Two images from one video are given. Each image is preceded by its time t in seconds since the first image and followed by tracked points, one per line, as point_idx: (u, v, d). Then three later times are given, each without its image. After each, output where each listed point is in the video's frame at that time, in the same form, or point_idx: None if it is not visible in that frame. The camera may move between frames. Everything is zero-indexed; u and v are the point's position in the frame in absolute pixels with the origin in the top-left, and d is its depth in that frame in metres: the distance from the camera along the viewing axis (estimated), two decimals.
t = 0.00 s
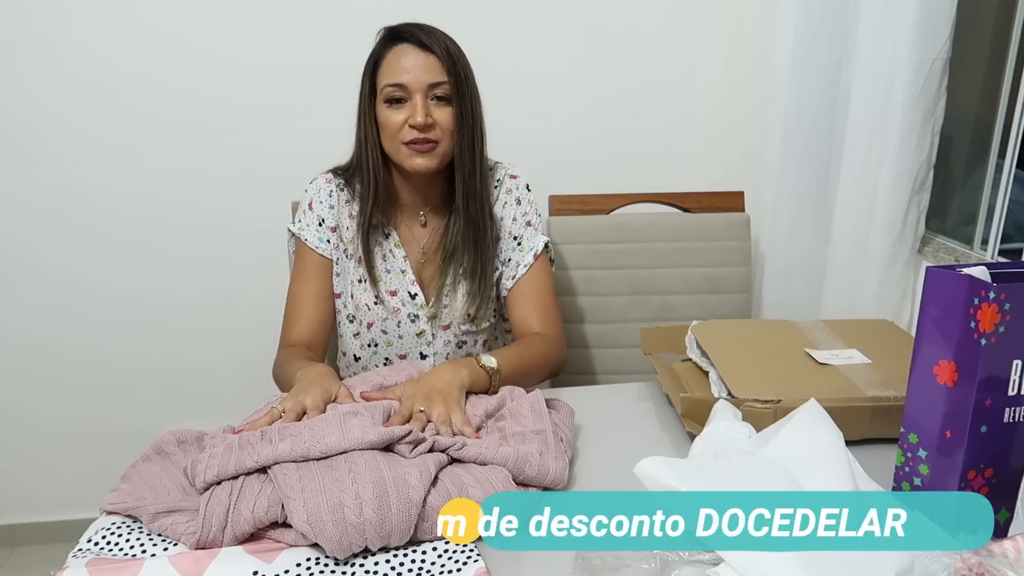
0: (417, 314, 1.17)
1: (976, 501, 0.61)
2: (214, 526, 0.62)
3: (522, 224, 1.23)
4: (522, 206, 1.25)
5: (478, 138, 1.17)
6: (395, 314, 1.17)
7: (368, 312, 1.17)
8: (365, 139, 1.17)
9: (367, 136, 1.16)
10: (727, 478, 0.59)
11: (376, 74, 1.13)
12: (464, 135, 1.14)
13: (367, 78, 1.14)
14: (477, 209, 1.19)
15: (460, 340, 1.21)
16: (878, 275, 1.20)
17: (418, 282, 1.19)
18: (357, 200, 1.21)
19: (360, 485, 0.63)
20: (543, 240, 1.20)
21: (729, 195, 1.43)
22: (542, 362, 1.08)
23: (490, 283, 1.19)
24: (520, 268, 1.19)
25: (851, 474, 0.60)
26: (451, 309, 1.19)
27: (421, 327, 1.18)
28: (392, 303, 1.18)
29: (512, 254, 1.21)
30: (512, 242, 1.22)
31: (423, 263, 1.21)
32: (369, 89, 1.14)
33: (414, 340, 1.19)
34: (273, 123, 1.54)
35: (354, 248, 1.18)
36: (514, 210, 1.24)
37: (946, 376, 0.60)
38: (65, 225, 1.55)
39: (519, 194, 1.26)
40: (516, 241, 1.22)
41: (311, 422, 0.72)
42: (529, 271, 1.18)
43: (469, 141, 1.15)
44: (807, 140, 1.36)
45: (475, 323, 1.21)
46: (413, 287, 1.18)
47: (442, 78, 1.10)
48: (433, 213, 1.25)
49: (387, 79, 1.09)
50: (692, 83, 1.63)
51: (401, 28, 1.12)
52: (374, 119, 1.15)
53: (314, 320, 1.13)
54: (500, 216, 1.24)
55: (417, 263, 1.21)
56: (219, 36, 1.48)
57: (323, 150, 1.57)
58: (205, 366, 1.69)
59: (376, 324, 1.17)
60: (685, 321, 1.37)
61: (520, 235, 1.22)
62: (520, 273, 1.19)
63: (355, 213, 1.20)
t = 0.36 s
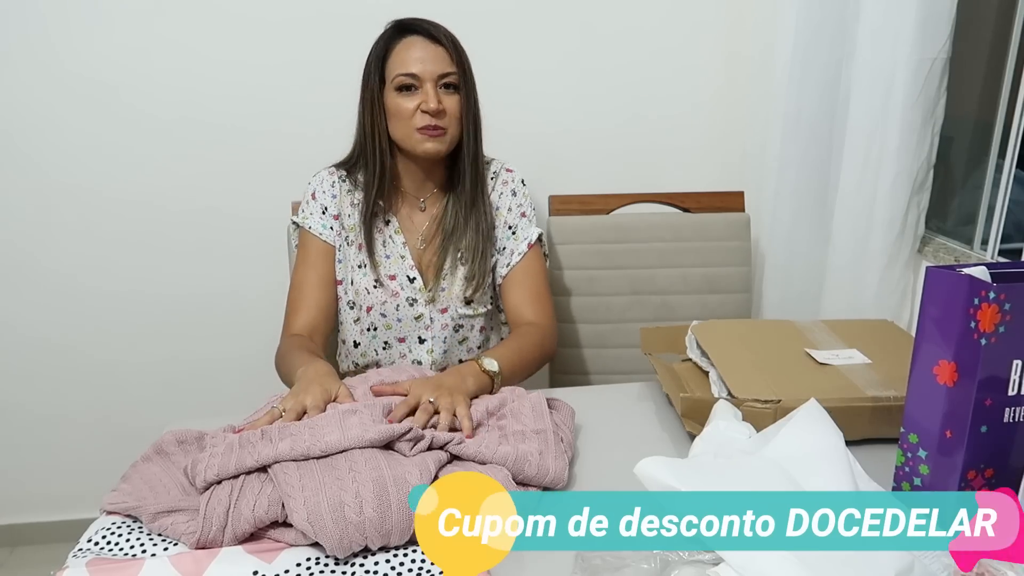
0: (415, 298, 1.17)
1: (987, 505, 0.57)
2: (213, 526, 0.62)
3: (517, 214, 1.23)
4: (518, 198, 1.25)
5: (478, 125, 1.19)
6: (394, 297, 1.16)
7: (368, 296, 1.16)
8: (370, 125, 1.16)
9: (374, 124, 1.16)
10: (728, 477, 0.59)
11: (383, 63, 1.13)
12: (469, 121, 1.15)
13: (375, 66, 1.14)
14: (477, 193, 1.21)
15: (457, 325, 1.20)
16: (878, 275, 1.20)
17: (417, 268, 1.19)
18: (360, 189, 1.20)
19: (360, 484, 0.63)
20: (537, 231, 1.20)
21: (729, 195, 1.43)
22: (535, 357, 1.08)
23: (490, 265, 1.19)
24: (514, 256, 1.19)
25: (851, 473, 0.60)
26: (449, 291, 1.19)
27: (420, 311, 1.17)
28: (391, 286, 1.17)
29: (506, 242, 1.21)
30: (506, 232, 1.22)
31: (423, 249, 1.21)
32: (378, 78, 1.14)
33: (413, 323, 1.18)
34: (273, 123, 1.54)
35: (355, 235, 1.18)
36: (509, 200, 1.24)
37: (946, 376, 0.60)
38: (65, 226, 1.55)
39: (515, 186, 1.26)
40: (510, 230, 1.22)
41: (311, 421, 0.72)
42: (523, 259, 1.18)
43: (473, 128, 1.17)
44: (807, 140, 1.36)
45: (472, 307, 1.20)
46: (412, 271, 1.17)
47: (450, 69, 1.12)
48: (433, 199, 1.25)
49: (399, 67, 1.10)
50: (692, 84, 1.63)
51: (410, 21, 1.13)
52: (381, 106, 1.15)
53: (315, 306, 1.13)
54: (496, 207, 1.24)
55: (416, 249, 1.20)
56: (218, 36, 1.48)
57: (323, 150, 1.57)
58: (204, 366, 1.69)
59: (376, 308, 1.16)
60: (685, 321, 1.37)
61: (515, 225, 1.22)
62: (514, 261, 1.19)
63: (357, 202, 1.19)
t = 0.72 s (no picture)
0: (414, 298, 1.17)
1: (987, 505, 0.57)
2: (214, 526, 0.62)
3: (520, 219, 1.23)
4: (519, 202, 1.25)
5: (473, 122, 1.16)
6: (393, 296, 1.17)
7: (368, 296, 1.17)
8: (364, 123, 1.17)
9: (366, 124, 1.16)
10: (727, 477, 0.59)
11: (376, 64, 1.14)
12: (458, 118, 1.13)
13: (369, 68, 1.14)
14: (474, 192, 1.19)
15: (456, 326, 1.19)
16: (878, 276, 1.20)
17: (416, 269, 1.17)
18: (358, 190, 1.21)
19: (360, 485, 0.63)
20: (539, 236, 1.22)
21: (729, 195, 1.43)
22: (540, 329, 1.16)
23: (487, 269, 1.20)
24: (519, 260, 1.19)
25: (851, 474, 0.60)
26: (448, 293, 1.19)
27: (418, 311, 1.18)
28: (390, 286, 1.17)
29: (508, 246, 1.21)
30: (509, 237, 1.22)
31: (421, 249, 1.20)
32: (370, 76, 1.15)
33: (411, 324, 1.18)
34: (273, 123, 1.54)
35: (354, 235, 1.19)
36: (511, 204, 1.24)
37: (946, 376, 0.60)
38: (65, 225, 1.55)
39: (516, 191, 1.26)
40: (513, 236, 1.22)
41: (310, 420, 0.72)
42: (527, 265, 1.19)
43: (463, 125, 1.14)
44: (807, 139, 1.36)
45: (470, 308, 1.20)
46: (410, 271, 1.16)
47: (436, 64, 1.11)
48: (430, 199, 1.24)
49: (386, 63, 1.11)
50: (692, 83, 1.63)
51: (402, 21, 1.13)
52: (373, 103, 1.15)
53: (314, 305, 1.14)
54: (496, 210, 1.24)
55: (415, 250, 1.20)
56: (218, 36, 1.48)
57: (323, 150, 1.57)
58: (204, 366, 1.69)
59: (375, 307, 1.18)
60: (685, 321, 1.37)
61: (518, 231, 1.22)
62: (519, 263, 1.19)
63: (356, 202, 1.20)
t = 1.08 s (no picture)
0: (417, 307, 1.16)
1: (987, 505, 0.57)
2: (213, 526, 0.62)
3: (536, 235, 1.26)
4: (534, 217, 1.27)
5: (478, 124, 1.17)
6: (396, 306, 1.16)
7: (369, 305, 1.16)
8: (365, 129, 1.17)
9: (368, 128, 1.17)
10: (728, 477, 0.59)
11: (379, 67, 1.14)
12: (464, 118, 1.13)
13: (372, 72, 1.14)
14: (480, 197, 1.20)
15: (461, 335, 1.18)
16: (878, 276, 1.20)
17: (420, 276, 1.18)
18: (355, 197, 1.20)
19: (360, 484, 0.63)
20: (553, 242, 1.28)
21: (729, 195, 1.43)
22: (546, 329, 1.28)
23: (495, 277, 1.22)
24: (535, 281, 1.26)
25: (851, 473, 0.60)
26: (455, 301, 1.18)
27: (423, 321, 1.17)
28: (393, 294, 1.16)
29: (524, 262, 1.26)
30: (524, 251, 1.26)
31: (426, 258, 1.19)
32: (372, 79, 1.15)
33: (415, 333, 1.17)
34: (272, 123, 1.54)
35: (352, 245, 1.18)
36: (526, 220, 1.26)
37: (945, 376, 0.60)
38: (64, 225, 1.55)
39: (531, 205, 1.27)
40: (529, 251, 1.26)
41: (310, 420, 0.72)
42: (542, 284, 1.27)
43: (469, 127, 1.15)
44: (807, 139, 1.36)
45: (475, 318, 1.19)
46: (413, 279, 1.16)
47: (442, 63, 1.11)
48: (435, 206, 1.23)
49: (390, 64, 1.11)
50: (692, 83, 1.62)
51: (408, 21, 1.14)
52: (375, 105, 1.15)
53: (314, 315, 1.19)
54: (512, 226, 1.25)
55: (420, 258, 1.19)
56: (218, 36, 1.48)
57: (323, 150, 1.57)
58: (204, 366, 1.69)
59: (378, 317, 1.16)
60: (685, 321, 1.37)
61: (535, 245, 1.26)
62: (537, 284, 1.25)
63: (353, 211, 1.19)
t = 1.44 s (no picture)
0: (417, 305, 1.16)
1: (986, 505, 0.57)
2: (214, 526, 0.62)
3: (532, 231, 1.25)
4: (530, 212, 1.26)
5: (472, 127, 1.16)
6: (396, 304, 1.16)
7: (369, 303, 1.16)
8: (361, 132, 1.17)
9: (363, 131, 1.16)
10: (728, 477, 0.59)
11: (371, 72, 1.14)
12: (456, 124, 1.13)
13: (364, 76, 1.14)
14: (477, 197, 1.19)
15: (459, 333, 1.19)
16: (878, 276, 1.20)
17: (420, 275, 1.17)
18: (358, 195, 1.20)
19: (360, 484, 0.63)
20: (554, 244, 1.24)
21: (729, 195, 1.43)
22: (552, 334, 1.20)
23: (493, 272, 1.22)
24: (538, 277, 1.23)
25: (851, 474, 0.60)
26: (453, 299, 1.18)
27: (421, 318, 1.17)
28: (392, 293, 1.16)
29: (524, 262, 1.25)
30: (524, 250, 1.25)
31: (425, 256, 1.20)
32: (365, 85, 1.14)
33: (414, 330, 1.18)
34: (272, 123, 1.54)
35: (354, 241, 1.19)
36: (520, 215, 1.25)
37: (945, 376, 0.60)
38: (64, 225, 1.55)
39: (527, 201, 1.26)
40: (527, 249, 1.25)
41: (310, 420, 0.72)
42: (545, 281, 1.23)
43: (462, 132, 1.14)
44: (807, 140, 1.36)
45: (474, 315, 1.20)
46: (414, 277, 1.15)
47: (431, 70, 1.09)
48: (433, 205, 1.23)
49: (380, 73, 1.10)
50: (692, 83, 1.63)
51: (392, 26, 1.12)
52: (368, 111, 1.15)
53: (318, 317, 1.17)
54: (506, 221, 1.25)
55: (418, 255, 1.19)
56: (219, 36, 1.48)
57: (323, 150, 1.57)
58: (204, 366, 1.69)
59: (377, 314, 1.17)
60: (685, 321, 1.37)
61: (531, 243, 1.25)
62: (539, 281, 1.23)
63: (356, 208, 1.20)
